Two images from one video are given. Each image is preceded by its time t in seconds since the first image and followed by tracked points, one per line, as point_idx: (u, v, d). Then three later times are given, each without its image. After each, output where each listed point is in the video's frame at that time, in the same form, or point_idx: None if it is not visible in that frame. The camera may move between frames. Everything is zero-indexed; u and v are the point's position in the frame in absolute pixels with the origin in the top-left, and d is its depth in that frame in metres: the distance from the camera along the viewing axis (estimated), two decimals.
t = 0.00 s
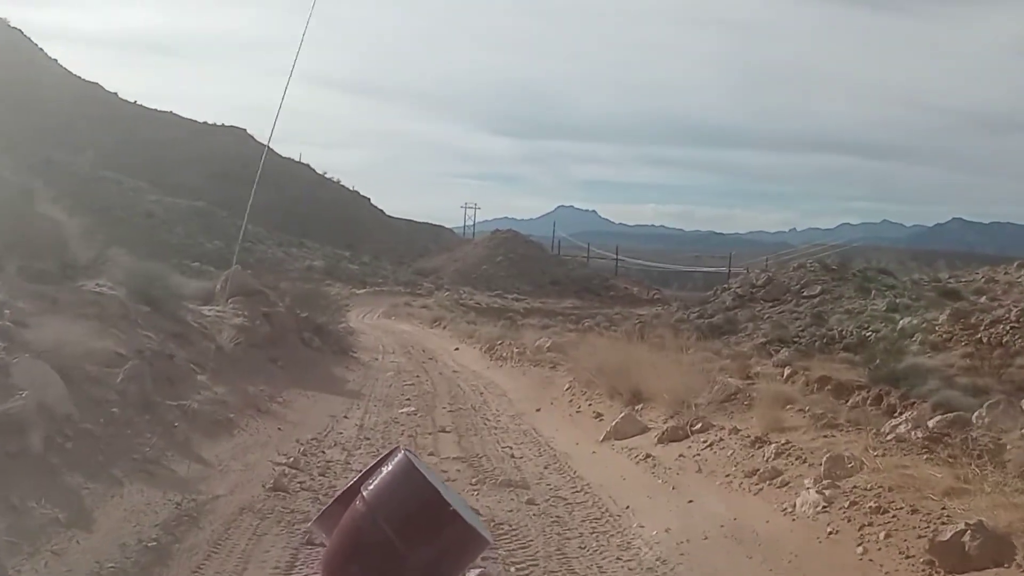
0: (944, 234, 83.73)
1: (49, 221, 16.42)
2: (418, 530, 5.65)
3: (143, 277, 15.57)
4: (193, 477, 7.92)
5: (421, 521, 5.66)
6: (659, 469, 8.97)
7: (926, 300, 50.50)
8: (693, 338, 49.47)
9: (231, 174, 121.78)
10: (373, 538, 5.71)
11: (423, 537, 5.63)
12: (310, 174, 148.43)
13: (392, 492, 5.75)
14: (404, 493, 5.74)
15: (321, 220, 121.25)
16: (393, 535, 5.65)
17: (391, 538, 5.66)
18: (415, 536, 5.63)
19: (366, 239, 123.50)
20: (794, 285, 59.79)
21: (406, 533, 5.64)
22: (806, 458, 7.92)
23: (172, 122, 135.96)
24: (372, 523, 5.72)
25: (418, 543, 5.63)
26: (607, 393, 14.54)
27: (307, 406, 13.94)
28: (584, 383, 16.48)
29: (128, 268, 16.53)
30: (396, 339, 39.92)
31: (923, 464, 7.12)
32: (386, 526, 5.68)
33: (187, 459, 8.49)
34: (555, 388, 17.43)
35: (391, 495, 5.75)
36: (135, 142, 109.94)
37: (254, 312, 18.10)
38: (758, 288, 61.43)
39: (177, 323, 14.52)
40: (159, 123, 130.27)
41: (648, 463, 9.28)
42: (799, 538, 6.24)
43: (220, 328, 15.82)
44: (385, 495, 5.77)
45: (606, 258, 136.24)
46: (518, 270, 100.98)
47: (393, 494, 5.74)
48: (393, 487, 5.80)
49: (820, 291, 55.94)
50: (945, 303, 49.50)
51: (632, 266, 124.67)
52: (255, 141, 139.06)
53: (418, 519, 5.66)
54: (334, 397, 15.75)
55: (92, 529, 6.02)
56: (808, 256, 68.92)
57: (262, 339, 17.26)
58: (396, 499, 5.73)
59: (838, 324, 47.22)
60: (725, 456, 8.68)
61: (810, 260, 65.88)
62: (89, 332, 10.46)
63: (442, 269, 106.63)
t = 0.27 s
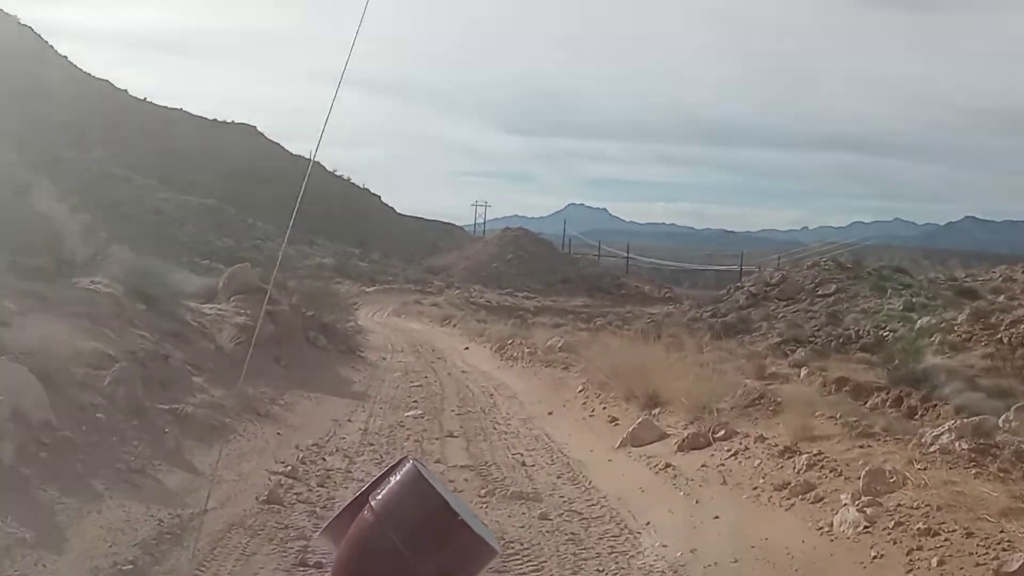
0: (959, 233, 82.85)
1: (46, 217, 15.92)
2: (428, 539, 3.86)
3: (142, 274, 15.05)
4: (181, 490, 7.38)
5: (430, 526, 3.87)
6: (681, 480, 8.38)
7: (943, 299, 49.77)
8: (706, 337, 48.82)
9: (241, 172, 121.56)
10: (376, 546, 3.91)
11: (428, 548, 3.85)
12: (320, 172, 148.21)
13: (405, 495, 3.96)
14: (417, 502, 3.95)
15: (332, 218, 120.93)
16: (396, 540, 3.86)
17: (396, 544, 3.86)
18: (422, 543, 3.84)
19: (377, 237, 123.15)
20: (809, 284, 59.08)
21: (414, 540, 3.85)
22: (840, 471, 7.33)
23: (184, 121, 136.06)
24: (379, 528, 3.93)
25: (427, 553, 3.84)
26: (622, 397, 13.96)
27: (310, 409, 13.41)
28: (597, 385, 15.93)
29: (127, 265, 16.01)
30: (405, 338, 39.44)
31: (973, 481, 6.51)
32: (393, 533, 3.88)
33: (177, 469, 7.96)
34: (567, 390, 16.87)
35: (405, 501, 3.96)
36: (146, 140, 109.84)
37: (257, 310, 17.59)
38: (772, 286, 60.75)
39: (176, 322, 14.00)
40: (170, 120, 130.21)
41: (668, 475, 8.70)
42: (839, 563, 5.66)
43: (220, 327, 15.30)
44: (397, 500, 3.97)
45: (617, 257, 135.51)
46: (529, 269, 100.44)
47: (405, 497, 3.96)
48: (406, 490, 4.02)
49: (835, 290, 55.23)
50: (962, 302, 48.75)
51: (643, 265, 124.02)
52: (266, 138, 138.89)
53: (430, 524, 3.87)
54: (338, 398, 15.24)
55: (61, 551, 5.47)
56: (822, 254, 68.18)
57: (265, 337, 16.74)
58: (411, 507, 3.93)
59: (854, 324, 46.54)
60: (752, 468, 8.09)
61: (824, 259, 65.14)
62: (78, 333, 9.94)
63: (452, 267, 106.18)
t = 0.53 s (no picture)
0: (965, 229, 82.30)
1: (33, 212, 15.38)
2: (447, 543, 2.24)
3: (131, 271, 14.50)
4: (158, 506, 6.85)
5: (447, 519, 2.26)
6: (697, 493, 7.83)
7: (950, 296, 49.23)
8: (711, 335, 48.28)
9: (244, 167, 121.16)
10: (364, 556, 2.28)
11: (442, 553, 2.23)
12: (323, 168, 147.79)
13: (408, 477, 2.35)
14: (426, 484, 2.33)
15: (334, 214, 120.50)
16: (397, 546, 2.24)
17: (398, 553, 2.24)
18: (435, 544, 2.24)
19: (379, 234, 122.72)
20: (814, 281, 58.56)
21: (422, 542, 2.24)
22: (871, 486, 6.78)
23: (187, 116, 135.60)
24: (370, 525, 2.31)
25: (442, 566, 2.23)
26: (629, 398, 13.42)
27: (305, 411, 12.88)
28: (604, 386, 15.40)
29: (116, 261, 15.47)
30: (406, 335, 38.92)
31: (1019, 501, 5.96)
32: (392, 532, 2.27)
33: (155, 481, 7.43)
34: (572, 390, 16.35)
35: (407, 482, 2.35)
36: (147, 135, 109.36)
37: (252, 308, 17.03)
38: (777, 284, 60.23)
39: (166, 320, 13.46)
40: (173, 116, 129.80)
41: (682, 486, 8.15)
42: None
43: (212, 325, 14.74)
44: (395, 482, 2.37)
45: (620, 254, 135.08)
46: (532, 265, 99.98)
47: (408, 479, 2.35)
48: (411, 469, 2.40)
49: (841, 287, 54.71)
50: (970, 300, 48.22)
51: (646, 262, 123.58)
52: (268, 134, 138.44)
53: (445, 514, 2.26)
54: (335, 399, 14.73)
55: None
56: (828, 251, 67.64)
57: (261, 336, 16.20)
58: (415, 489, 2.32)
59: (861, 321, 45.99)
60: (773, 481, 7.54)
61: (830, 256, 64.56)
62: (56, 334, 9.40)
63: (455, 263, 105.77)
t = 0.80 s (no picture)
0: (971, 228, 81.72)
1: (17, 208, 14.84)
2: (442, 536, 3.73)
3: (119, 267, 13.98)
4: (128, 526, 6.31)
5: (443, 522, 3.73)
6: (712, 508, 7.28)
7: (958, 294, 48.71)
8: (716, 333, 47.72)
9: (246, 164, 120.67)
10: (387, 545, 3.77)
11: (439, 544, 3.72)
12: (326, 165, 147.30)
13: (417, 493, 3.84)
14: (430, 497, 3.82)
15: (337, 211, 120.06)
16: (407, 540, 3.74)
17: (408, 543, 3.74)
18: (432, 542, 3.72)
19: (382, 231, 122.26)
20: (820, 279, 58.07)
21: (430, 545, 3.72)
22: (905, 504, 6.22)
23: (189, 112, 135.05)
24: (389, 527, 3.79)
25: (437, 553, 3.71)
26: (636, 401, 12.91)
27: (298, 414, 12.36)
28: (609, 387, 14.88)
29: (104, 259, 14.93)
30: (408, 333, 38.43)
31: None
32: (405, 530, 3.75)
33: (130, 496, 6.89)
34: (576, 392, 15.84)
35: (416, 497, 3.83)
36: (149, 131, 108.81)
37: (246, 306, 16.50)
38: (782, 282, 59.76)
39: (155, 320, 12.92)
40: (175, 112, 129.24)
41: (696, 500, 7.61)
42: None
43: (203, 324, 14.23)
44: (405, 497, 3.84)
45: (623, 251, 134.53)
46: (535, 263, 99.52)
47: (417, 496, 3.83)
48: (418, 484, 3.90)
49: (847, 285, 54.21)
50: (978, 299, 47.71)
51: (650, 260, 123.13)
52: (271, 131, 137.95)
53: (442, 520, 3.74)
54: (331, 400, 14.21)
55: None
56: (834, 249, 67.14)
57: (254, 336, 15.68)
58: (421, 504, 3.80)
59: (867, 321, 45.50)
60: (795, 495, 7.00)
61: (835, 253, 64.00)
62: (29, 337, 8.86)
63: (458, 261, 105.33)
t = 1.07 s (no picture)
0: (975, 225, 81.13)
1: None
2: (448, 539, 3.14)
3: (101, 261, 13.37)
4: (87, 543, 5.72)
5: (448, 524, 3.15)
6: (729, 522, 6.71)
7: (963, 291, 48.17)
8: (719, 331, 47.17)
9: (246, 160, 119.99)
10: (385, 551, 3.21)
11: (446, 547, 3.13)
12: (326, 161, 146.61)
13: (417, 488, 3.24)
14: (431, 493, 3.22)
15: (337, 207, 119.44)
16: (408, 547, 3.16)
17: (409, 549, 3.16)
18: (437, 544, 3.14)
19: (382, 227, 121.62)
20: (823, 275, 57.50)
21: (430, 547, 3.13)
22: (947, 523, 5.64)
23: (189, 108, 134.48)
24: (387, 530, 3.22)
25: (447, 558, 3.13)
26: (641, 403, 12.31)
27: (288, 415, 11.76)
28: (614, 388, 14.27)
29: (88, 252, 14.32)
30: (407, 330, 37.85)
31: None
32: (403, 532, 3.18)
33: (94, 509, 6.30)
34: (579, 392, 15.24)
35: (414, 491, 3.25)
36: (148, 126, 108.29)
37: (236, 302, 15.89)
38: (785, 279, 59.21)
39: (138, 317, 12.33)
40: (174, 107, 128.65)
41: (712, 512, 7.02)
42: None
43: (190, 321, 13.63)
44: (405, 491, 3.28)
45: (624, 248, 133.96)
46: (536, 260, 98.95)
47: (417, 491, 3.24)
48: (420, 478, 3.30)
49: (851, 282, 53.64)
50: (983, 296, 47.15)
51: (651, 256, 122.52)
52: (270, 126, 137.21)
53: (446, 520, 3.16)
54: (323, 401, 13.62)
55: None
56: (837, 246, 66.56)
57: (244, 333, 15.07)
58: (422, 502, 3.22)
59: (872, 318, 44.95)
60: (822, 510, 6.41)
61: (839, 250, 63.43)
62: None
63: (458, 257, 104.77)
